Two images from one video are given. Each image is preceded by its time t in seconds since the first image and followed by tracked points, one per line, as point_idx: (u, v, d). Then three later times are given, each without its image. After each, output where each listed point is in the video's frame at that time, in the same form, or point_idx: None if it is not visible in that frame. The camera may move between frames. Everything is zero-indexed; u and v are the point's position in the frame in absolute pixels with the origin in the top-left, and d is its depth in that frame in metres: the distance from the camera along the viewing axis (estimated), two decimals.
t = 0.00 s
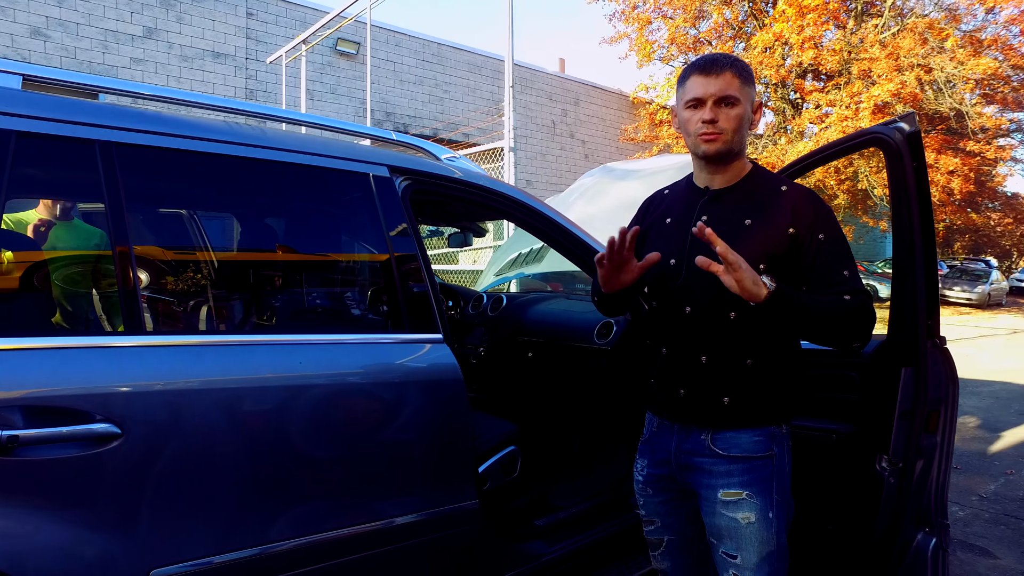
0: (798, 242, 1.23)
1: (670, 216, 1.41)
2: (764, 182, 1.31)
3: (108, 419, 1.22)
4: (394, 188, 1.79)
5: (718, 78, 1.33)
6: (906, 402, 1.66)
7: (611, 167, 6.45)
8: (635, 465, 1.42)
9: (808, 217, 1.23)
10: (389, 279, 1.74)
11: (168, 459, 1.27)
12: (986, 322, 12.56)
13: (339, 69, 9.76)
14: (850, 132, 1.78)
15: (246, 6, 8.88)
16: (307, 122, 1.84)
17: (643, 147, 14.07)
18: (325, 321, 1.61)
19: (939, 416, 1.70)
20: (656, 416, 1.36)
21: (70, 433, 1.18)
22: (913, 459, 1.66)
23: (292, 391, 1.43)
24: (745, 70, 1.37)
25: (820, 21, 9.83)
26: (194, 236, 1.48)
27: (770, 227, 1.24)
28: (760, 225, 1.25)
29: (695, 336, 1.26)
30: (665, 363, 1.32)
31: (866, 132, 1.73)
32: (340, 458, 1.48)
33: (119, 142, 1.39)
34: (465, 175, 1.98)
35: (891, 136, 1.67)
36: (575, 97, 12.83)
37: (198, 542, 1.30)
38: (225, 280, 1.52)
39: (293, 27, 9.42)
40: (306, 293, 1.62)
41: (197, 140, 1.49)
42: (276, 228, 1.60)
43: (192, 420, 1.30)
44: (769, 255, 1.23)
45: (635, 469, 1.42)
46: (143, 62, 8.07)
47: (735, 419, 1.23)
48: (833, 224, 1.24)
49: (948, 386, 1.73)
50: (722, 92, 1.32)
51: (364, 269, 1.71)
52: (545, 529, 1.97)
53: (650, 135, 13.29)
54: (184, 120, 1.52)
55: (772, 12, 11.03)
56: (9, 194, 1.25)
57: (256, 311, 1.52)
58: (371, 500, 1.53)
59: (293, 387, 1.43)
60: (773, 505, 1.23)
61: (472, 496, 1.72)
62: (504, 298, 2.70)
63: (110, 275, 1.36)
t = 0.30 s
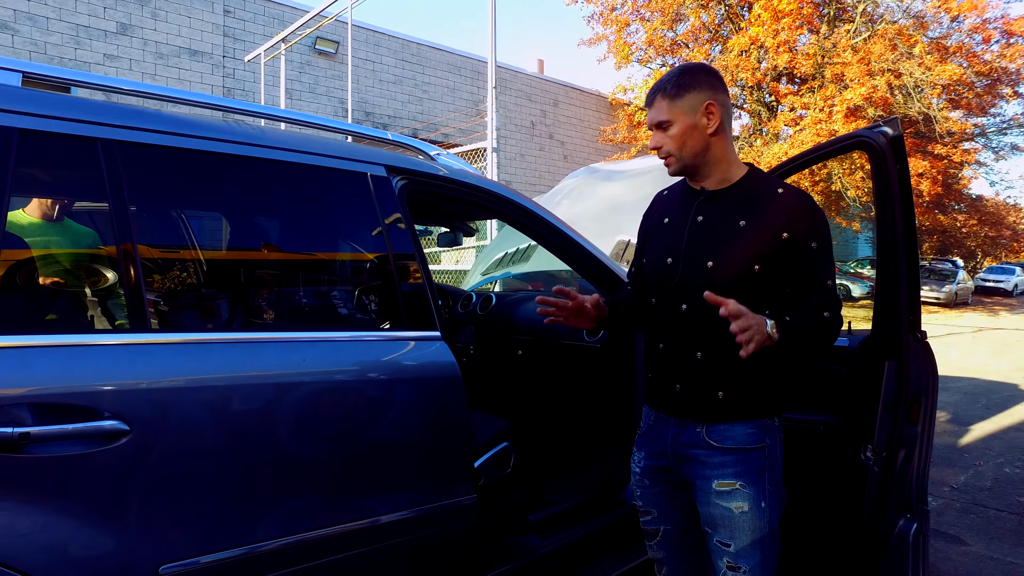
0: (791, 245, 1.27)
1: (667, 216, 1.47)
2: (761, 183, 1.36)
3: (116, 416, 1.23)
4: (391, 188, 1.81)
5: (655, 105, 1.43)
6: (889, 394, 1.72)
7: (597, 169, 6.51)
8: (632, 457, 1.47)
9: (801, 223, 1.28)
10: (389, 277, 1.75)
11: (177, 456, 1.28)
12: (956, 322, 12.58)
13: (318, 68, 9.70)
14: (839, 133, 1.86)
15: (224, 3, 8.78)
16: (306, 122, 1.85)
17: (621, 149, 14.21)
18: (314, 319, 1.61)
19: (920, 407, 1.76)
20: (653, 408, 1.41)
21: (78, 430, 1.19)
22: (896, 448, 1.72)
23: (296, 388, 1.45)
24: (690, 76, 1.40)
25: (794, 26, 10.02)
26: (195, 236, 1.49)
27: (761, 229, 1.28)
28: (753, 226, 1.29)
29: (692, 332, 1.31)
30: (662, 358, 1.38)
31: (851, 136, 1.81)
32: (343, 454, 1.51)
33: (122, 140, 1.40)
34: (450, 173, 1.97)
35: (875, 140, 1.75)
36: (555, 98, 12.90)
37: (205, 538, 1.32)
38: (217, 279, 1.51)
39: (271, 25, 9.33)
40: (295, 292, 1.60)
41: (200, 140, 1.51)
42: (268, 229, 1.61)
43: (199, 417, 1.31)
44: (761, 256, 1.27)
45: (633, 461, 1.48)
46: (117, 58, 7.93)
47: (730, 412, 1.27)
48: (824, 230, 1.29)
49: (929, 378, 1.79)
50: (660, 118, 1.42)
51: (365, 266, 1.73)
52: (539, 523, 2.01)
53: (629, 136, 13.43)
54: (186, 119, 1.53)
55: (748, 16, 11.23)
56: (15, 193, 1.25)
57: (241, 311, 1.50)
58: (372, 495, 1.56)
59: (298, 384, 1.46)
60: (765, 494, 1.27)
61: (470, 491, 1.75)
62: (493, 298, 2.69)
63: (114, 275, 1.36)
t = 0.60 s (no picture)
0: (776, 238, 1.30)
1: (662, 215, 1.55)
2: (747, 178, 1.40)
3: (123, 413, 1.24)
4: (389, 185, 1.83)
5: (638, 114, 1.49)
6: (875, 386, 1.78)
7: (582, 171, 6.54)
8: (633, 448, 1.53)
9: (784, 214, 1.31)
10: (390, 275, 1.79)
11: (183, 452, 1.30)
12: (924, 321, 12.87)
13: (297, 67, 9.61)
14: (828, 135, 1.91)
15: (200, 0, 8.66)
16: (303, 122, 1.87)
17: (599, 150, 14.32)
18: (300, 319, 1.59)
19: (904, 399, 1.82)
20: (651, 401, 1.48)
21: (86, 427, 1.20)
22: (882, 439, 1.78)
23: (299, 385, 1.47)
24: (669, 84, 1.45)
25: (769, 30, 10.20)
26: (189, 237, 1.48)
27: (747, 223, 1.33)
28: (738, 220, 1.34)
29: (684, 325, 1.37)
30: (658, 351, 1.44)
31: (841, 137, 1.87)
32: (347, 449, 1.53)
33: (122, 138, 1.40)
34: (437, 170, 1.97)
35: (863, 142, 1.81)
36: (534, 99, 12.95)
37: (212, 533, 1.34)
38: (210, 280, 1.50)
39: (248, 23, 9.23)
40: (278, 292, 1.60)
41: (200, 138, 1.52)
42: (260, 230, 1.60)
43: (204, 413, 1.33)
44: (745, 250, 1.31)
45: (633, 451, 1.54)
46: (89, 55, 7.77)
47: (722, 402, 1.31)
48: (811, 220, 1.32)
49: (912, 371, 1.86)
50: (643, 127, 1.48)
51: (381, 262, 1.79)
52: (532, 518, 2.06)
53: (607, 137, 13.54)
54: (186, 117, 1.54)
55: (724, 19, 11.40)
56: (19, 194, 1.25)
57: (227, 311, 1.49)
58: (375, 490, 1.59)
59: (301, 381, 1.47)
60: (757, 485, 1.33)
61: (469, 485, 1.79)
62: (483, 296, 2.59)
63: (117, 274, 1.36)
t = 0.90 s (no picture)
0: (759, 234, 1.34)
1: (654, 215, 1.60)
2: (735, 177, 1.43)
3: (127, 412, 1.25)
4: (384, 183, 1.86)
5: (644, 106, 1.50)
6: (863, 380, 1.80)
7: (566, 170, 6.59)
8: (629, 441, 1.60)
9: (769, 212, 1.34)
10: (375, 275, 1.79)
11: (188, 450, 1.31)
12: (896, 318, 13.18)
13: (275, 64, 9.51)
14: (815, 140, 1.96)
15: None
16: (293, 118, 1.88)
17: (579, 150, 14.40)
18: (287, 319, 1.58)
19: (890, 393, 1.83)
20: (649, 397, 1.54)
21: (92, 426, 1.21)
22: (869, 433, 1.80)
23: (300, 381, 1.49)
24: (677, 81, 1.48)
25: (745, 32, 10.38)
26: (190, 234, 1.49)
27: (736, 221, 1.36)
28: (727, 218, 1.38)
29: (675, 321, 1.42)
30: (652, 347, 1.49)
31: (829, 140, 1.91)
32: (349, 446, 1.56)
33: (123, 135, 1.40)
34: (423, 167, 1.99)
35: (852, 143, 1.86)
36: (514, 99, 12.98)
37: (218, 530, 1.35)
38: (203, 280, 1.49)
39: (225, 20, 9.10)
40: (264, 292, 1.58)
41: (199, 135, 1.52)
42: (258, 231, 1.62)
43: (208, 409, 1.34)
44: (732, 247, 1.36)
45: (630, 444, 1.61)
46: (60, 49, 7.59)
47: (713, 397, 1.36)
48: (794, 218, 1.35)
49: (897, 364, 1.88)
50: (650, 119, 1.49)
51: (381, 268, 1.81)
52: (526, 515, 2.10)
53: (587, 137, 13.63)
54: (183, 114, 1.53)
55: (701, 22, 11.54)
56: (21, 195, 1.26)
57: (212, 311, 1.47)
58: (379, 486, 1.62)
59: (302, 377, 1.50)
60: (748, 477, 1.38)
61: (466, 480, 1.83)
62: (472, 295, 2.66)
63: (122, 275, 1.38)
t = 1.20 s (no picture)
0: (762, 232, 1.37)
1: (647, 214, 1.60)
2: (730, 177, 1.46)
3: (131, 412, 1.25)
4: (384, 181, 1.87)
5: (679, 93, 1.50)
6: (859, 374, 1.85)
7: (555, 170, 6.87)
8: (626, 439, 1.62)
9: (769, 210, 1.38)
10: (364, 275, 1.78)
11: (194, 447, 1.32)
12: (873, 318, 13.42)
13: (255, 62, 9.41)
14: (818, 137, 1.97)
15: None
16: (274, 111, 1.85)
17: (561, 150, 14.45)
18: (277, 317, 1.57)
19: (886, 387, 1.88)
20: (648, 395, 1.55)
21: (98, 425, 1.21)
22: (865, 425, 1.85)
23: (305, 377, 1.50)
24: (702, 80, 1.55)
25: (725, 34, 10.52)
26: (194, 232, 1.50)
27: (739, 219, 1.39)
28: (726, 215, 1.40)
29: (677, 320, 1.43)
30: (652, 344, 1.50)
31: (830, 139, 1.94)
32: (351, 443, 1.57)
33: (122, 129, 1.41)
34: (409, 161, 1.97)
35: (852, 142, 1.89)
36: (496, 99, 12.98)
37: (223, 530, 1.36)
38: (191, 278, 1.47)
39: (205, 17, 8.99)
40: (252, 290, 1.56)
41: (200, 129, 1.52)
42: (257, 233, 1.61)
43: (212, 406, 1.35)
44: (735, 244, 1.37)
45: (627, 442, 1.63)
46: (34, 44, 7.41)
47: (716, 392, 1.40)
48: (793, 214, 1.38)
49: (893, 357, 1.94)
50: (684, 105, 1.49)
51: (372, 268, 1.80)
52: (524, 512, 2.12)
53: (569, 138, 13.68)
54: (183, 108, 1.54)
55: (682, 24, 11.65)
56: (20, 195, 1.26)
57: (201, 309, 1.45)
58: (380, 484, 1.63)
59: (305, 376, 1.51)
60: (751, 468, 1.42)
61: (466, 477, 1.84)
62: (465, 292, 2.71)
63: (131, 269, 1.39)
